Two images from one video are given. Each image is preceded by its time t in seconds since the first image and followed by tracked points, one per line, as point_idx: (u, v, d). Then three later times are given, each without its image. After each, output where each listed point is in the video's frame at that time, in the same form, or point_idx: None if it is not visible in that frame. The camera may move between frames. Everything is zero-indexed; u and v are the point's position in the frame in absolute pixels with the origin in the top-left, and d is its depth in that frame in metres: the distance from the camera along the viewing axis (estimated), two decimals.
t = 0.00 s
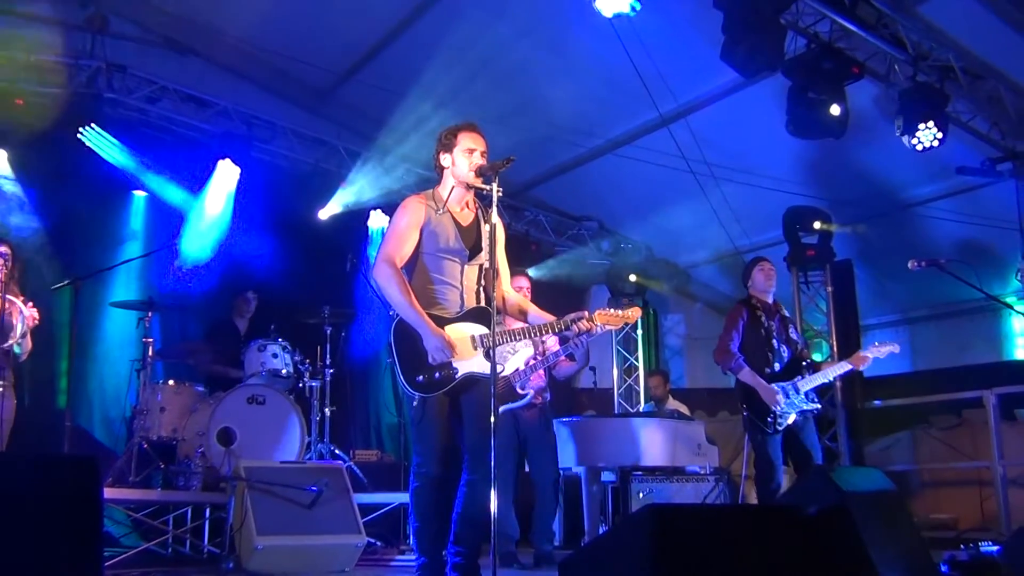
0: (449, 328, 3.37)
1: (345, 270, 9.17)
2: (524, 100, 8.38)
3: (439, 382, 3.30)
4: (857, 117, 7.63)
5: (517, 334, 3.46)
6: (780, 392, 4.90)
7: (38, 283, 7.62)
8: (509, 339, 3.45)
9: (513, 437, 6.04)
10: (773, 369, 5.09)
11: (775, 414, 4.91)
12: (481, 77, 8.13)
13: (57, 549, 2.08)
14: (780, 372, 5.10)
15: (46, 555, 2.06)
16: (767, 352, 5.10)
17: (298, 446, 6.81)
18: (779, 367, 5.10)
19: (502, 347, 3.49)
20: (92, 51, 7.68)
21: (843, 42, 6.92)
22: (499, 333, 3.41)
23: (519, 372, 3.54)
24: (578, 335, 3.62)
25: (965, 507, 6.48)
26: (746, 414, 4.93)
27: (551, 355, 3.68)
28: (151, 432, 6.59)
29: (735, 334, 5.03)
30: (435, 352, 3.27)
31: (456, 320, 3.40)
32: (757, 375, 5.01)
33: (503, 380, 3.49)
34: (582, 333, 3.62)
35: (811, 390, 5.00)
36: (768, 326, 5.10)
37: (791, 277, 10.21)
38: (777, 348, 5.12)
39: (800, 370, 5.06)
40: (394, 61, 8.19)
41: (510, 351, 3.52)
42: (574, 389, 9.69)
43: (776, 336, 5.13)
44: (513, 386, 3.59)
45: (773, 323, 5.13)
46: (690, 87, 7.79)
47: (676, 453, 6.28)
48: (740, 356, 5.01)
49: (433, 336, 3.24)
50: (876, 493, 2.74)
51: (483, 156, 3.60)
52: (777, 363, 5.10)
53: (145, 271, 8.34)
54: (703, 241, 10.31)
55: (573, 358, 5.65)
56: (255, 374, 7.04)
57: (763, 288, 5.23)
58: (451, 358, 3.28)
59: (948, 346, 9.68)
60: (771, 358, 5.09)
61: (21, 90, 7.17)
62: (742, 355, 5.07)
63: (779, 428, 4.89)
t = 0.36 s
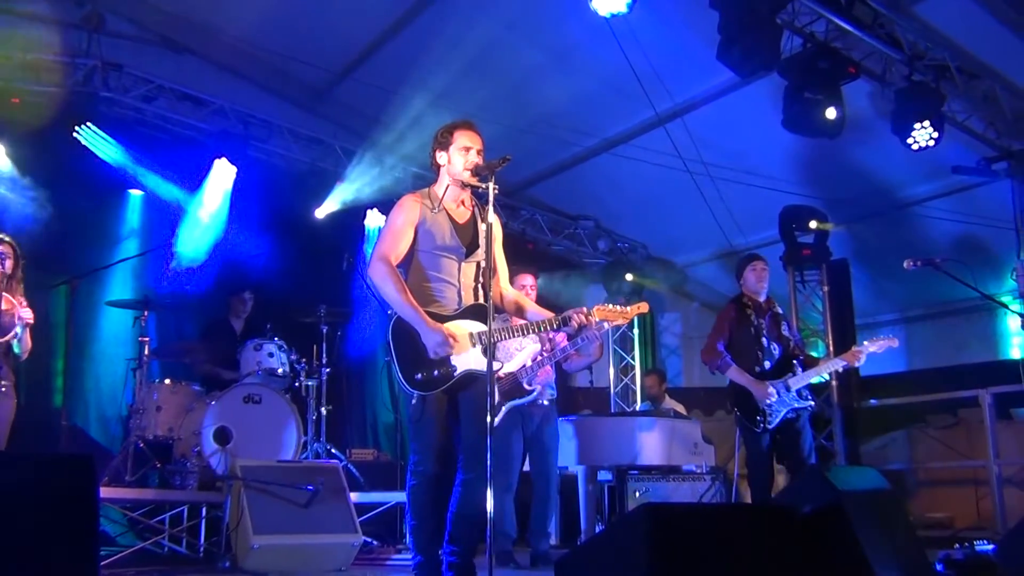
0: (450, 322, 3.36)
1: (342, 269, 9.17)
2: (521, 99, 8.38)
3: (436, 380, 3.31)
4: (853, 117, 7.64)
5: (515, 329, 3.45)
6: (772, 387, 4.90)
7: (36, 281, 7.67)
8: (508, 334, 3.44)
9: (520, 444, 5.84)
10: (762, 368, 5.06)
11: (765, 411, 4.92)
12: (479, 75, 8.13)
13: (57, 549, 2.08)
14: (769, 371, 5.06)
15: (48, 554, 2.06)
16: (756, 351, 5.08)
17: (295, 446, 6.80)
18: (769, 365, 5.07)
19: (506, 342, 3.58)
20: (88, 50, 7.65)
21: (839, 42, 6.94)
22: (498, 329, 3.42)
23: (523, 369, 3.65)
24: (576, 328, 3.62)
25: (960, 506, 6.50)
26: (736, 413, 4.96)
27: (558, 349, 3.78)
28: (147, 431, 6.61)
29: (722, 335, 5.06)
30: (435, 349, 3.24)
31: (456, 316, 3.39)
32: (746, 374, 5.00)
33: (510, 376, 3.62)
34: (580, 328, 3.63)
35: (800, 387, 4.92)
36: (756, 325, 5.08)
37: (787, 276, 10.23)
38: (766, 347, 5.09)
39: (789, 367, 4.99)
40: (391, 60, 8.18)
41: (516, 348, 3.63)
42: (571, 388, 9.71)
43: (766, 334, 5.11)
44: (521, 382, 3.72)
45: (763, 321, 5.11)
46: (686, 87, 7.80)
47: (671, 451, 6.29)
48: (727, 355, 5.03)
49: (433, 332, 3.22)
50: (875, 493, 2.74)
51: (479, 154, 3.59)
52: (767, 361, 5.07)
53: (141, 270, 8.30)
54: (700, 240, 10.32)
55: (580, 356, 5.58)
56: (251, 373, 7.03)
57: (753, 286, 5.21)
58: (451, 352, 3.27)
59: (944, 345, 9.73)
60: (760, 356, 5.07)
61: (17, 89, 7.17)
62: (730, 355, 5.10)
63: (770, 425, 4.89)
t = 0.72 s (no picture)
0: (451, 323, 3.34)
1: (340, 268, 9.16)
2: (519, 99, 8.39)
3: (436, 381, 3.29)
4: (851, 117, 7.65)
5: (514, 329, 3.44)
6: (769, 386, 4.87)
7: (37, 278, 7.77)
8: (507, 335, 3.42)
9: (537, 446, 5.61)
10: (760, 367, 5.01)
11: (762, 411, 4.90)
12: (477, 75, 8.13)
13: (53, 549, 2.08)
14: (767, 370, 5.01)
15: (45, 554, 2.06)
16: (754, 350, 5.04)
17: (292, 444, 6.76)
18: (766, 364, 5.02)
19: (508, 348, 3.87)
20: (87, 50, 7.64)
21: (837, 42, 6.97)
22: (496, 330, 3.38)
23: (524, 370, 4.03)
24: (576, 329, 3.61)
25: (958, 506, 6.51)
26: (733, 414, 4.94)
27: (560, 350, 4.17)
28: (145, 431, 6.61)
29: (720, 334, 5.03)
30: (436, 344, 3.23)
31: (456, 317, 3.37)
32: (742, 375, 4.97)
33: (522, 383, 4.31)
34: (580, 328, 3.61)
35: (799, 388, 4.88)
36: (755, 324, 5.04)
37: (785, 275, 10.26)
38: (765, 346, 5.04)
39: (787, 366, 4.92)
40: (389, 60, 8.19)
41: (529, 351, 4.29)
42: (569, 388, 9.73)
43: (764, 334, 5.06)
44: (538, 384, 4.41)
45: (762, 321, 5.06)
46: (685, 87, 7.81)
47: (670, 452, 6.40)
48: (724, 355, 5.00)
49: (433, 330, 3.20)
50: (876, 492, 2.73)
51: (477, 156, 3.59)
52: (764, 360, 5.02)
53: (140, 268, 8.30)
54: (699, 240, 10.34)
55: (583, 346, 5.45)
56: (249, 373, 7.02)
57: (754, 285, 5.17)
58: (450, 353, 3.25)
59: (942, 345, 9.75)
60: (757, 356, 5.03)
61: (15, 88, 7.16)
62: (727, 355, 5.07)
63: (766, 425, 4.88)
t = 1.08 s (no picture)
0: (451, 324, 3.35)
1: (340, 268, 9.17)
2: (520, 100, 8.39)
3: (438, 381, 3.29)
4: (852, 118, 7.65)
5: (515, 330, 3.44)
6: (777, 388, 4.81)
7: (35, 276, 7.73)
8: (507, 335, 3.42)
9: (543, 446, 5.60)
10: (769, 367, 4.92)
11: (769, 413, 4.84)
12: (477, 75, 8.14)
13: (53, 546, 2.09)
14: (777, 370, 4.90)
15: (46, 550, 2.08)
16: (763, 349, 4.95)
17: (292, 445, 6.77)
18: (776, 364, 4.92)
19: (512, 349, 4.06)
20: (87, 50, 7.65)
21: (837, 43, 6.97)
22: (496, 331, 3.39)
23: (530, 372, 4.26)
24: (578, 329, 3.60)
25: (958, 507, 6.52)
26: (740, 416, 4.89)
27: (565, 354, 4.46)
28: (145, 431, 6.59)
29: (728, 333, 4.99)
30: (434, 349, 3.23)
31: (456, 318, 3.38)
32: (750, 375, 4.91)
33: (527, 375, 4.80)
34: (580, 329, 3.60)
35: (808, 388, 4.78)
36: (764, 323, 4.96)
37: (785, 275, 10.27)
38: (775, 345, 4.95)
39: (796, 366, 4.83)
40: (389, 61, 8.19)
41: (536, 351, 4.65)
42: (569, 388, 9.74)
43: (774, 333, 4.97)
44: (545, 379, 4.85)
45: (774, 319, 4.97)
46: (686, 87, 7.81)
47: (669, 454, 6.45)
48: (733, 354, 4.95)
49: (432, 333, 3.21)
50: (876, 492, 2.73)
51: (478, 156, 3.59)
52: (774, 360, 4.92)
53: (139, 268, 8.33)
54: (699, 240, 10.34)
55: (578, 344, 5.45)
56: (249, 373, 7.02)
57: (765, 283, 5.11)
58: (451, 353, 3.25)
59: (943, 346, 9.74)
60: (767, 356, 4.94)
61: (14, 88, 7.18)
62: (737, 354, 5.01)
63: (774, 427, 4.82)
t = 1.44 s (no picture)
0: (446, 327, 3.36)
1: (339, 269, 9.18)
2: (519, 100, 8.39)
3: (435, 382, 3.29)
4: (851, 118, 7.65)
5: (513, 333, 3.46)
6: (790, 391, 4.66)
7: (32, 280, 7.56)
8: (504, 338, 3.44)
9: (535, 446, 5.61)
10: (781, 370, 4.80)
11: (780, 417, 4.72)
12: (476, 76, 8.14)
13: (54, 546, 2.11)
14: (788, 374, 4.78)
15: (51, 552, 2.10)
16: (776, 352, 4.84)
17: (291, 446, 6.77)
18: (788, 368, 4.80)
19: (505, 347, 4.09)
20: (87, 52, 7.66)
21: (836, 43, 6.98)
22: (494, 333, 3.40)
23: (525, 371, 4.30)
24: (574, 332, 3.63)
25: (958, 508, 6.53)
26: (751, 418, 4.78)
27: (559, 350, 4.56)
28: (145, 432, 6.59)
29: (741, 333, 4.91)
30: (432, 351, 3.23)
31: (454, 319, 3.40)
32: (761, 378, 4.80)
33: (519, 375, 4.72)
34: (577, 332, 3.63)
35: (819, 394, 4.64)
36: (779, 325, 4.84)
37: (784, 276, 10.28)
38: (788, 348, 4.82)
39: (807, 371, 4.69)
40: (388, 62, 8.20)
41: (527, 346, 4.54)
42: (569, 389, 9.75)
43: (789, 336, 4.84)
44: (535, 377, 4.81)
45: (789, 321, 4.84)
46: (685, 87, 7.80)
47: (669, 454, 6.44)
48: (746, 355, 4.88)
49: (430, 335, 3.20)
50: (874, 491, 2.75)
51: (477, 157, 3.59)
52: (786, 364, 4.80)
53: (139, 269, 8.26)
54: (698, 241, 10.35)
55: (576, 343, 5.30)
56: (249, 374, 7.03)
57: (785, 282, 4.96)
58: (449, 354, 3.25)
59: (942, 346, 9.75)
60: (779, 359, 4.82)
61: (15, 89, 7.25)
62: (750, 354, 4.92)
63: (783, 432, 4.69)
